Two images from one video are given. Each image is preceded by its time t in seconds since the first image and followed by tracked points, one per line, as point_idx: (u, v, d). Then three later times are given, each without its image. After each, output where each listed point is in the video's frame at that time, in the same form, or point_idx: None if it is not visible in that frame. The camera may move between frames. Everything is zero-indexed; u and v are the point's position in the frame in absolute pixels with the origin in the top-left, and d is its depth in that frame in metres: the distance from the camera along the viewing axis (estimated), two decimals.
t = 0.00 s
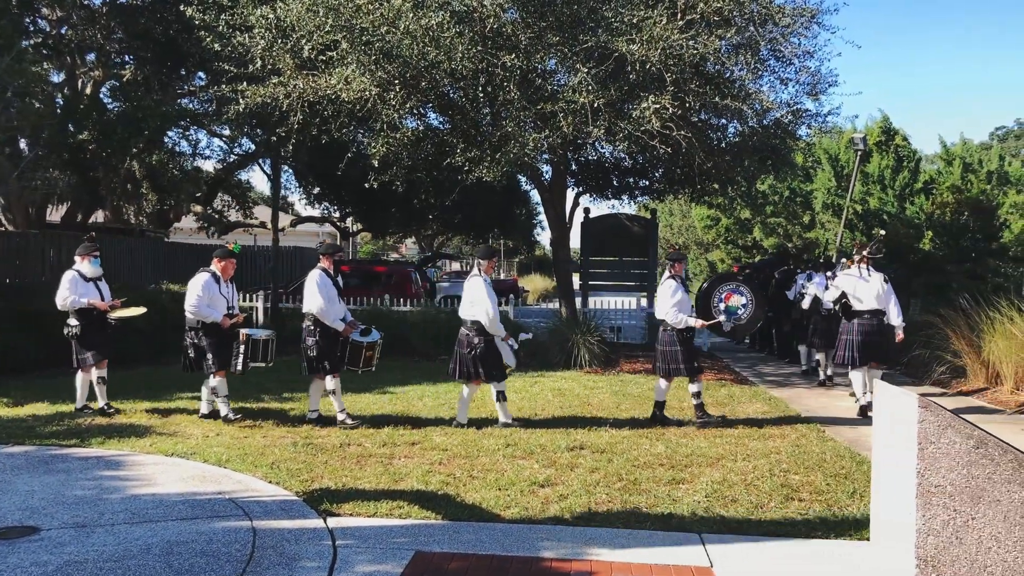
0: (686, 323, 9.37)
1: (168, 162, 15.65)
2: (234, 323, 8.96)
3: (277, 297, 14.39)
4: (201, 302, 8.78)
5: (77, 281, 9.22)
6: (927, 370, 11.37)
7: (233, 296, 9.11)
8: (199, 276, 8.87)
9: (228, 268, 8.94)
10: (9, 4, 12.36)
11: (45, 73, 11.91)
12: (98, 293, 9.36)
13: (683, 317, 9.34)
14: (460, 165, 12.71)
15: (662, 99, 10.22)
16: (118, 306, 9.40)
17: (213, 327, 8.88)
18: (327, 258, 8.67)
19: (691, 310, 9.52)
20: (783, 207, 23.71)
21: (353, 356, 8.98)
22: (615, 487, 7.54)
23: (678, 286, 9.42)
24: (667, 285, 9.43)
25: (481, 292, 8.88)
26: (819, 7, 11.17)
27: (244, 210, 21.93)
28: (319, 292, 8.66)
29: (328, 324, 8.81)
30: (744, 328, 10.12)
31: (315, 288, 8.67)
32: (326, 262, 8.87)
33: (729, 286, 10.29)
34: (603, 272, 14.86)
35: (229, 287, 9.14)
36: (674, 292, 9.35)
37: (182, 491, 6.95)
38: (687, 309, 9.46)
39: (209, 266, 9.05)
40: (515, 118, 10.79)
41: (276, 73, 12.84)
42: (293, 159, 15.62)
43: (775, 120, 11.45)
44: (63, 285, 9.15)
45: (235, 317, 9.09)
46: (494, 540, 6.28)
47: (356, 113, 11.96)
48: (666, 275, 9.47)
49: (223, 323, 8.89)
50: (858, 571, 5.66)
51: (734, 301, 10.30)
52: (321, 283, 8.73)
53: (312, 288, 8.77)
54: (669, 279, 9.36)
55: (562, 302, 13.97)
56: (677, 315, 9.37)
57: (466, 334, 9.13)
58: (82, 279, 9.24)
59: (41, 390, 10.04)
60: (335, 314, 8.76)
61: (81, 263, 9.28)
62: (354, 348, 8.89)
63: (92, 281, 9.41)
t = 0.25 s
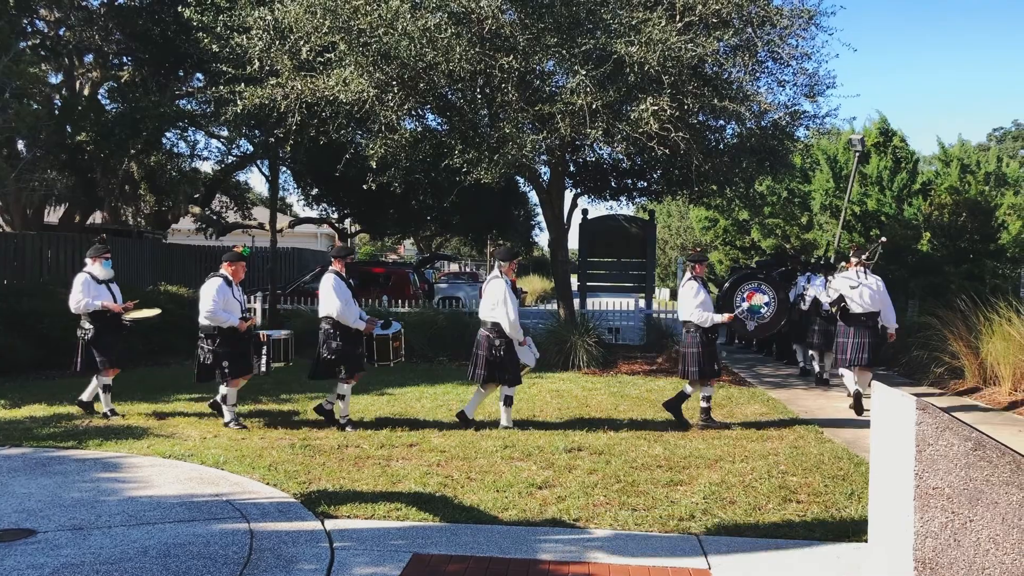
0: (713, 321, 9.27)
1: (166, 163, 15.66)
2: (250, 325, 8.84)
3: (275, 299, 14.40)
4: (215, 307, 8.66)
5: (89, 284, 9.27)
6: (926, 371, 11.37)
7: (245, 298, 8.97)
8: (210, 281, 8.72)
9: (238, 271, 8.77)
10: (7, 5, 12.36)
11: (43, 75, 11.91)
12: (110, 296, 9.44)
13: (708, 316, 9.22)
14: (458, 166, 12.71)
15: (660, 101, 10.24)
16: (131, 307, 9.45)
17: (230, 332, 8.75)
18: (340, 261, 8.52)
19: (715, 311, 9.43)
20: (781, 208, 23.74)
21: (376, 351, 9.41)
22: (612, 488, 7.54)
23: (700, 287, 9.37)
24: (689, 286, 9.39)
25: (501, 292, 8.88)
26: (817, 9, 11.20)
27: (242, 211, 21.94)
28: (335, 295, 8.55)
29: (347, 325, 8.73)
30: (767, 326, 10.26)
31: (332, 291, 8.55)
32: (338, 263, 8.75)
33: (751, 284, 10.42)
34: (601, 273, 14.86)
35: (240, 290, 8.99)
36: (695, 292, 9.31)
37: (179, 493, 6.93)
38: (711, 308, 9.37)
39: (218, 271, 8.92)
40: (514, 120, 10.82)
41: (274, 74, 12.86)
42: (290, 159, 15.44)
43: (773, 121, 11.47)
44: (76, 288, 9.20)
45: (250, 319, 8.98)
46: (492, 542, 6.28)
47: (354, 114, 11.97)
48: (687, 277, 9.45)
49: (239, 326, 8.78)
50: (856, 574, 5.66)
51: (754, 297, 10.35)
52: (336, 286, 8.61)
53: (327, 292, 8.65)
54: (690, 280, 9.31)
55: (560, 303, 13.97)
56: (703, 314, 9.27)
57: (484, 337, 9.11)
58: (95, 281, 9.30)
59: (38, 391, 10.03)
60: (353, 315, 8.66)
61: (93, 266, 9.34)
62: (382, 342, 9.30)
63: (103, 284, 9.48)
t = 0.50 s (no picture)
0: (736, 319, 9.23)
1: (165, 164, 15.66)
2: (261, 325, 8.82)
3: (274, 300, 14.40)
4: (227, 306, 8.55)
5: (100, 282, 9.40)
6: (924, 372, 11.38)
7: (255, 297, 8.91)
8: (221, 279, 8.60)
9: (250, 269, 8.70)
10: (6, 7, 12.36)
11: (42, 76, 11.91)
12: (120, 294, 9.56)
13: (732, 314, 9.17)
14: (457, 168, 12.71)
15: (658, 102, 10.25)
16: (140, 307, 9.59)
17: (241, 330, 8.73)
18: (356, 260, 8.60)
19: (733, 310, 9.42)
20: (780, 209, 23.75)
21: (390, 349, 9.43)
22: (611, 490, 7.54)
23: (718, 288, 9.32)
24: (707, 287, 9.33)
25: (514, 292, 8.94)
26: (816, 11, 11.22)
27: (241, 212, 21.94)
28: (350, 294, 8.63)
29: (361, 325, 8.76)
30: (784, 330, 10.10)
31: (347, 291, 8.63)
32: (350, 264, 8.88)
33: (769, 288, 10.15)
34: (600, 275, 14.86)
35: (250, 289, 8.91)
36: (715, 293, 9.26)
37: (177, 495, 6.93)
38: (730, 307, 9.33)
39: (228, 269, 8.80)
40: (513, 121, 10.83)
41: (272, 76, 12.87)
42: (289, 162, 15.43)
43: (772, 123, 11.48)
44: (87, 286, 9.33)
45: (259, 319, 8.95)
46: (490, 544, 6.27)
47: (353, 116, 11.97)
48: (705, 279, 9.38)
49: (251, 325, 8.75)
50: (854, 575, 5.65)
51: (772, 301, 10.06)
52: (350, 286, 8.72)
53: (341, 292, 8.73)
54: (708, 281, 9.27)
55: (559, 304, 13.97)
56: (725, 314, 9.24)
57: (497, 336, 9.23)
58: (105, 280, 9.43)
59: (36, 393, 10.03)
60: (368, 315, 8.72)
61: (104, 265, 9.44)
62: (398, 340, 9.34)
63: (113, 282, 9.59)
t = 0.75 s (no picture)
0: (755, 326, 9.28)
1: (164, 166, 15.66)
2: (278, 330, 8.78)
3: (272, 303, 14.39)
4: (245, 311, 8.54)
5: (115, 287, 9.25)
6: (924, 374, 11.38)
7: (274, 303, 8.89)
8: (241, 284, 8.61)
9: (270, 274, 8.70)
10: (5, 9, 12.35)
11: (41, 78, 11.91)
12: (135, 300, 9.41)
13: (752, 322, 9.20)
14: (455, 170, 12.70)
15: (656, 104, 10.26)
16: (154, 312, 9.46)
17: (257, 337, 8.67)
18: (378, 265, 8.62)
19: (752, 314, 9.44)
20: (779, 211, 23.76)
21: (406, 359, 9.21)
22: (610, 492, 7.53)
23: (740, 293, 9.34)
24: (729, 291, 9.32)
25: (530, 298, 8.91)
26: (814, 13, 11.24)
27: (240, 214, 21.94)
28: (372, 300, 8.62)
29: (381, 332, 8.75)
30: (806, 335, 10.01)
31: (368, 296, 8.61)
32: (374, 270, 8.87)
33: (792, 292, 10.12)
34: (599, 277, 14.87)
35: (269, 295, 8.90)
36: (736, 298, 9.27)
37: (175, 498, 6.92)
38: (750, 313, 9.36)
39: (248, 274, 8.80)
40: (512, 123, 10.84)
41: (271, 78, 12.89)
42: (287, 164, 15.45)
43: (770, 126, 11.50)
44: (101, 291, 9.18)
45: (277, 325, 8.90)
46: (489, 547, 6.26)
47: (351, 118, 11.98)
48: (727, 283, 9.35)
49: (268, 331, 8.70)
50: None
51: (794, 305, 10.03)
52: (372, 291, 8.69)
53: (363, 297, 8.71)
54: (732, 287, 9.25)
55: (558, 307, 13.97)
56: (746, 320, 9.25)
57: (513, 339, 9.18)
58: (120, 285, 9.27)
59: (34, 395, 10.02)
60: (389, 323, 8.73)
61: (119, 269, 9.32)
62: (414, 351, 9.13)
63: (129, 287, 9.44)
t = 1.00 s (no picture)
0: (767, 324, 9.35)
1: (162, 167, 15.66)
2: (293, 331, 8.79)
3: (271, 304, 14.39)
4: (260, 311, 8.57)
5: (129, 287, 9.13)
6: (922, 376, 11.38)
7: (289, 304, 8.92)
8: (257, 284, 8.67)
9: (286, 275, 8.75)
10: (3, 10, 12.34)
11: (39, 80, 11.90)
12: (149, 301, 9.28)
13: (763, 321, 9.28)
14: (454, 172, 12.70)
15: (655, 106, 10.27)
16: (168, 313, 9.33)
17: (273, 336, 8.70)
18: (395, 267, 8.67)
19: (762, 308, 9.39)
20: (777, 213, 23.76)
21: (417, 362, 9.11)
22: (609, 494, 7.53)
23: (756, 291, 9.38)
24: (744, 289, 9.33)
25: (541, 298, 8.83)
26: (813, 16, 11.27)
27: (239, 216, 21.92)
28: (387, 300, 8.65)
29: (397, 333, 8.81)
30: (823, 333, 9.78)
31: (384, 296, 8.66)
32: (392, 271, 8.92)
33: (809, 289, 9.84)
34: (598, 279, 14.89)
35: (285, 296, 8.95)
36: (751, 296, 9.32)
37: (174, 500, 6.91)
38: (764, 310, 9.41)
39: (265, 275, 8.86)
40: (511, 125, 10.85)
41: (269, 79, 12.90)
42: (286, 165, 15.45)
43: (769, 127, 11.52)
44: (115, 291, 9.06)
45: (291, 325, 8.92)
46: (488, 548, 6.26)
47: (350, 120, 11.99)
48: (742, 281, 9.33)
49: (284, 331, 8.72)
50: None
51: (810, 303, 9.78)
52: (388, 292, 8.74)
53: (379, 297, 8.75)
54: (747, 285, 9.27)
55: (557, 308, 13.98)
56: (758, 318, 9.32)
57: (527, 338, 9.17)
58: (134, 285, 9.16)
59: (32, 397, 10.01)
60: (404, 325, 8.75)
61: (133, 269, 9.24)
62: (424, 355, 8.99)
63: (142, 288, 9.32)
